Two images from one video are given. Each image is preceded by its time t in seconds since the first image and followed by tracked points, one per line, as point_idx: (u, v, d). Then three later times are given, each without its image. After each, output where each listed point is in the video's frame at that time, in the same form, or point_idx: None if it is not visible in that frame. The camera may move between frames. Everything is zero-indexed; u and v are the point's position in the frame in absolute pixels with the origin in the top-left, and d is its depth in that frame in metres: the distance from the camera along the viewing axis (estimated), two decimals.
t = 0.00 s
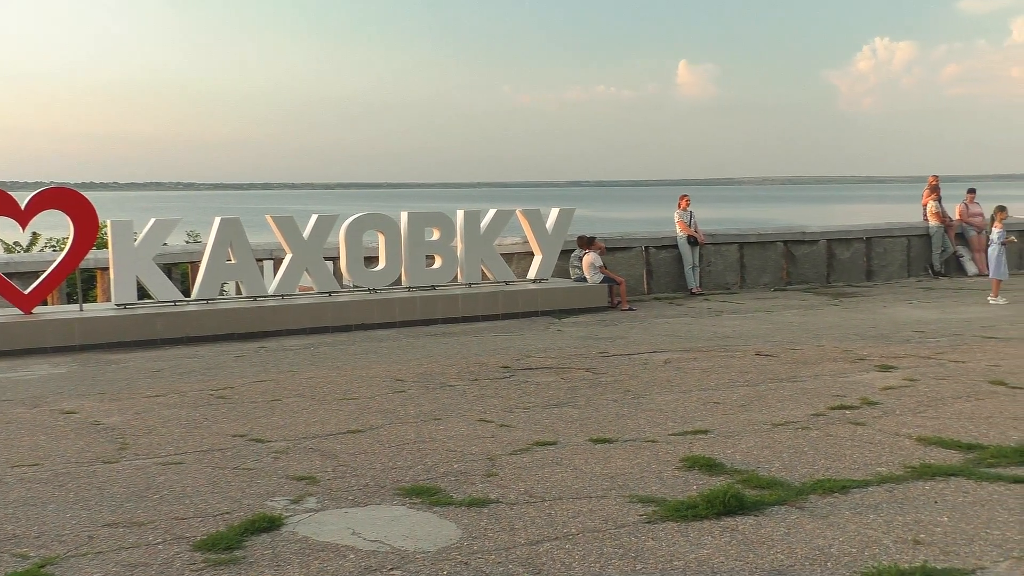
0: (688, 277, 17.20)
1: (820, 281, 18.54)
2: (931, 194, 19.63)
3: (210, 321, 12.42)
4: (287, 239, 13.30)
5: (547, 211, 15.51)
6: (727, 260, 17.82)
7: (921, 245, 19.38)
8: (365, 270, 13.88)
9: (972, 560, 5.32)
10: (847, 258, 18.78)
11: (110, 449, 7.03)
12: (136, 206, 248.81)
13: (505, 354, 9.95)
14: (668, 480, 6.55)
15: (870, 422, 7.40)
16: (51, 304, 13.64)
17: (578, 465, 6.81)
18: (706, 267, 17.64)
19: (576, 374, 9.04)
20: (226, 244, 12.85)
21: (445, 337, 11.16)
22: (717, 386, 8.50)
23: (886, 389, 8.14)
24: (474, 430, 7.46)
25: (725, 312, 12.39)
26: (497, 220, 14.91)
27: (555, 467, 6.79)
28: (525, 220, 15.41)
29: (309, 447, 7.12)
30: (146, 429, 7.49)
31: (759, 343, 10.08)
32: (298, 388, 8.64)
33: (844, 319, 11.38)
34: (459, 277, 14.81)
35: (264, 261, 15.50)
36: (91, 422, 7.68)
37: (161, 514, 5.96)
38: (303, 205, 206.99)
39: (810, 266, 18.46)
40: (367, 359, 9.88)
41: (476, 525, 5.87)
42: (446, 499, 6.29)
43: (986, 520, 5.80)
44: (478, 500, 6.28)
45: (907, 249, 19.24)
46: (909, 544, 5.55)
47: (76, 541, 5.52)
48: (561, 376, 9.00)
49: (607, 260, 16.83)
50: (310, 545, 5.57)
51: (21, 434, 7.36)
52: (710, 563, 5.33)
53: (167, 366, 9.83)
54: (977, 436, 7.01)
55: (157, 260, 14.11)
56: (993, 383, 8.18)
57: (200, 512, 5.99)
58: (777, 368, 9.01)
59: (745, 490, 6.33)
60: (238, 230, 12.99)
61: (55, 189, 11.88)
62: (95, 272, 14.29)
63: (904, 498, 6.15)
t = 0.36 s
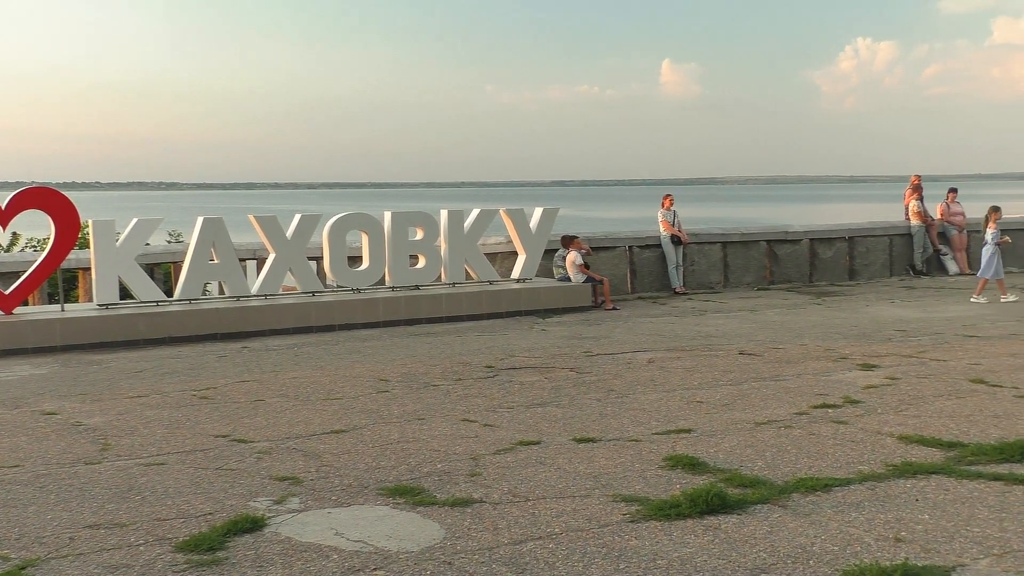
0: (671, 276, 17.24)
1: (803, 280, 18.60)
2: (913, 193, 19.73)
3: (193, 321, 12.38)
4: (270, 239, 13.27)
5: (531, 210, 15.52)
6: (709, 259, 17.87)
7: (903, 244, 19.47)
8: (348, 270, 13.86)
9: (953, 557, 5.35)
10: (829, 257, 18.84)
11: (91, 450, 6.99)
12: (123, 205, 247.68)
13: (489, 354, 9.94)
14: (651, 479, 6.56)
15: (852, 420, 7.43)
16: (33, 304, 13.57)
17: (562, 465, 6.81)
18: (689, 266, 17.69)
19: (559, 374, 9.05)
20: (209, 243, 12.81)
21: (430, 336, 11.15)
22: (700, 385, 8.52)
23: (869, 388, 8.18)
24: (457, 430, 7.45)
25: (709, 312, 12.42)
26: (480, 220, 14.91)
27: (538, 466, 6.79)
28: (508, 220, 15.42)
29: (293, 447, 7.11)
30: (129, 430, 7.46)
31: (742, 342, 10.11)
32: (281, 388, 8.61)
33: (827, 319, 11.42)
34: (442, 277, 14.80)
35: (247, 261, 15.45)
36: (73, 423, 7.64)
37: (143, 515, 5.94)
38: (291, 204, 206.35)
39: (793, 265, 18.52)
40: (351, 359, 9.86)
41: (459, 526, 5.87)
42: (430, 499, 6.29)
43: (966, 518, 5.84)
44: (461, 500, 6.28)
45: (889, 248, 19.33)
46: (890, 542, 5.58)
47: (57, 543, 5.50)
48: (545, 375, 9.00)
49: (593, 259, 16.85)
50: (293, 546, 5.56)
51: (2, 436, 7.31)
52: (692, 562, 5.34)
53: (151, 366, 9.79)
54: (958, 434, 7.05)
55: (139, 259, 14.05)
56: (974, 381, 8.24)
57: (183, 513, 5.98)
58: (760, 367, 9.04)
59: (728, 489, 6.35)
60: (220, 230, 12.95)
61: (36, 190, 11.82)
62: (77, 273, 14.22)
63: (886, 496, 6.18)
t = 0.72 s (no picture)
0: (655, 275, 17.27)
1: (786, 278, 18.66)
2: (896, 193, 19.82)
3: (175, 321, 12.34)
4: (253, 239, 13.23)
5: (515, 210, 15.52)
6: (693, 258, 17.91)
7: (885, 243, 19.56)
8: (331, 270, 13.83)
9: (933, 554, 5.39)
10: (812, 256, 18.91)
11: (72, 451, 6.96)
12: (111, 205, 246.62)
13: (472, 353, 9.94)
14: (634, 478, 6.58)
15: (834, 419, 7.46)
16: (15, 304, 13.50)
17: (545, 464, 6.82)
18: (673, 265, 17.72)
19: (543, 373, 9.06)
20: (192, 244, 12.78)
21: (414, 336, 11.14)
22: (683, 384, 8.54)
23: (851, 387, 8.21)
24: (440, 430, 7.45)
25: (693, 311, 12.45)
26: (464, 219, 14.90)
27: (522, 466, 6.79)
28: (491, 219, 15.42)
29: (275, 447, 7.09)
30: (110, 431, 7.43)
31: (726, 341, 10.14)
32: (263, 388, 8.59)
33: (809, 318, 11.46)
34: (426, 277, 14.79)
35: (231, 261, 15.41)
36: (54, 424, 7.61)
37: (124, 516, 5.92)
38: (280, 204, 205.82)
39: (776, 264, 18.57)
40: (334, 359, 9.85)
41: (442, 525, 5.87)
42: (413, 498, 6.29)
43: (947, 515, 5.87)
44: (445, 499, 6.28)
45: (871, 247, 19.42)
46: (871, 539, 5.61)
47: (37, 545, 5.47)
48: (528, 375, 9.00)
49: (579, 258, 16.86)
50: (276, 546, 5.55)
51: None
52: (674, 561, 5.35)
53: (134, 367, 9.76)
54: (939, 431, 7.09)
55: (121, 259, 13.99)
56: (955, 379, 8.29)
57: (165, 514, 5.96)
58: (743, 366, 9.06)
59: (710, 488, 6.37)
60: (203, 229, 12.91)
61: (16, 189, 11.75)
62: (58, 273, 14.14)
63: (867, 494, 6.21)
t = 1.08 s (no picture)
0: (636, 276, 17.30)
1: (766, 279, 18.72)
2: (875, 194, 19.92)
3: (155, 320, 12.29)
4: (233, 238, 13.19)
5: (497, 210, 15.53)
6: (674, 259, 17.95)
7: (865, 244, 19.67)
8: (312, 269, 13.80)
9: (910, 553, 5.42)
10: (793, 257, 18.98)
11: (50, 451, 6.92)
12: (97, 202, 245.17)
13: (453, 353, 9.94)
14: (614, 478, 6.59)
15: (814, 419, 7.50)
16: None
17: (525, 464, 6.82)
18: (654, 265, 17.76)
19: (523, 373, 9.06)
20: (172, 242, 12.73)
21: (396, 335, 11.12)
22: (664, 384, 8.56)
23: (830, 387, 8.25)
24: (421, 429, 7.44)
25: (673, 311, 12.48)
26: (446, 219, 14.89)
27: (502, 465, 6.79)
28: (473, 219, 15.42)
29: (255, 447, 7.07)
30: (89, 430, 7.39)
31: (706, 341, 10.17)
32: (243, 387, 8.56)
33: (788, 318, 11.51)
34: (407, 276, 14.78)
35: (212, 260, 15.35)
36: (31, 423, 7.56)
37: (102, 515, 5.89)
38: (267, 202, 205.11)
39: (757, 265, 18.64)
40: (315, 358, 9.83)
41: (422, 525, 5.87)
42: (393, 498, 6.28)
43: (923, 514, 5.91)
44: (425, 499, 6.28)
45: (851, 248, 19.52)
46: (849, 539, 5.63)
47: (13, 544, 5.44)
48: (509, 375, 9.01)
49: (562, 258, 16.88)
50: (254, 546, 5.53)
51: None
52: (653, 561, 5.36)
53: (113, 366, 9.71)
54: (917, 432, 7.13)
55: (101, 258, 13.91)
56: (932, 379, 8.34)
57: (143, 514, 5.93)
58: (724, 366, 9.09)
59: (689, 487, 6.39)
60: (183, 228, 12.86)
61: None
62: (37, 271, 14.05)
63: (845, 494, 6.24)
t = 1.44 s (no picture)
0: (614, 276, 17.34)
1: (744, 280, 18.79)
2: (851, 195, 20.04)
3: (131, 320, 12.22)
4: (210, 237, 13.13)
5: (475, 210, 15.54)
6: (652, 259, 18.01)
7: (841, 245, 19.79)
8: (289, 269, 13.76)
9: (883, 552, 5.45)
10: (770, 258, 19.07)
11: (23, 451, 6.87)
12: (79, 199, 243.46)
13: (431, 353, 9.94)
14: (591, 478, 6.60)
15: (789, 419, 7.54)
16: None
17: (502, 464, 6.83)
18: (632, 266, 17.81)
19: (501, 373, 9.07)
20: (148, 241, 12.67)
21: (374, 335, 11.11)
22: (641, 384, 8.58)
23: (806, 387, 8.30)
24: (398, 430, 7.44)
25: (651, 311, 12.52)
26: (424, 218, 14.87)
27: (478, 466, 6.80)
28: (451, 219, 15.41)
29: (231, 447, 7.05)
30: (63, 431, 7.35)
31: (683, 342, 10.20)
32: (218, 388, 8.53)
33: (765, 319, 11.57)
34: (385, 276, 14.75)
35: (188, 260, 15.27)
36: (4, 424, 7.50)
37: (75, 517, 5.86)
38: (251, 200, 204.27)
39: (734, 265, 18.71)
40: (292, 358, 9.80)
41: (399, 525, 5.86)
42: (369, 498, 6.27)
43: (897, 513, 5.96)
44: (401, 499, 6.28)
45: (827, 249, 19.64)
46: (823, 538, 5.67)
47: None
48: (487, 375, 9.01)
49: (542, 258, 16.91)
50: (230, 547, 5.51)
51: None
52: (629, 561, 5.38)
53: (89, 366, 9.65)
54: (892, 432, 7.18)
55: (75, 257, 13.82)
56: (907, 379, 8.41)
57: (117, 515, 5.90)
58: (701, 366, 9.13)
59: (666, 487, 6.41)
60: (159, 227, 12.80)
61: None
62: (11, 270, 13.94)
63: (820, 493, 6.28)
